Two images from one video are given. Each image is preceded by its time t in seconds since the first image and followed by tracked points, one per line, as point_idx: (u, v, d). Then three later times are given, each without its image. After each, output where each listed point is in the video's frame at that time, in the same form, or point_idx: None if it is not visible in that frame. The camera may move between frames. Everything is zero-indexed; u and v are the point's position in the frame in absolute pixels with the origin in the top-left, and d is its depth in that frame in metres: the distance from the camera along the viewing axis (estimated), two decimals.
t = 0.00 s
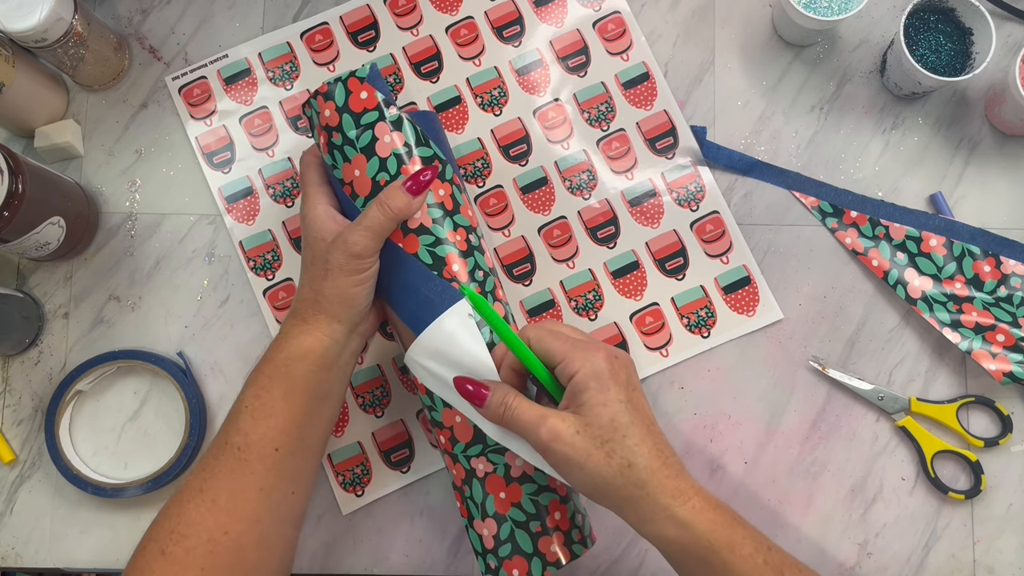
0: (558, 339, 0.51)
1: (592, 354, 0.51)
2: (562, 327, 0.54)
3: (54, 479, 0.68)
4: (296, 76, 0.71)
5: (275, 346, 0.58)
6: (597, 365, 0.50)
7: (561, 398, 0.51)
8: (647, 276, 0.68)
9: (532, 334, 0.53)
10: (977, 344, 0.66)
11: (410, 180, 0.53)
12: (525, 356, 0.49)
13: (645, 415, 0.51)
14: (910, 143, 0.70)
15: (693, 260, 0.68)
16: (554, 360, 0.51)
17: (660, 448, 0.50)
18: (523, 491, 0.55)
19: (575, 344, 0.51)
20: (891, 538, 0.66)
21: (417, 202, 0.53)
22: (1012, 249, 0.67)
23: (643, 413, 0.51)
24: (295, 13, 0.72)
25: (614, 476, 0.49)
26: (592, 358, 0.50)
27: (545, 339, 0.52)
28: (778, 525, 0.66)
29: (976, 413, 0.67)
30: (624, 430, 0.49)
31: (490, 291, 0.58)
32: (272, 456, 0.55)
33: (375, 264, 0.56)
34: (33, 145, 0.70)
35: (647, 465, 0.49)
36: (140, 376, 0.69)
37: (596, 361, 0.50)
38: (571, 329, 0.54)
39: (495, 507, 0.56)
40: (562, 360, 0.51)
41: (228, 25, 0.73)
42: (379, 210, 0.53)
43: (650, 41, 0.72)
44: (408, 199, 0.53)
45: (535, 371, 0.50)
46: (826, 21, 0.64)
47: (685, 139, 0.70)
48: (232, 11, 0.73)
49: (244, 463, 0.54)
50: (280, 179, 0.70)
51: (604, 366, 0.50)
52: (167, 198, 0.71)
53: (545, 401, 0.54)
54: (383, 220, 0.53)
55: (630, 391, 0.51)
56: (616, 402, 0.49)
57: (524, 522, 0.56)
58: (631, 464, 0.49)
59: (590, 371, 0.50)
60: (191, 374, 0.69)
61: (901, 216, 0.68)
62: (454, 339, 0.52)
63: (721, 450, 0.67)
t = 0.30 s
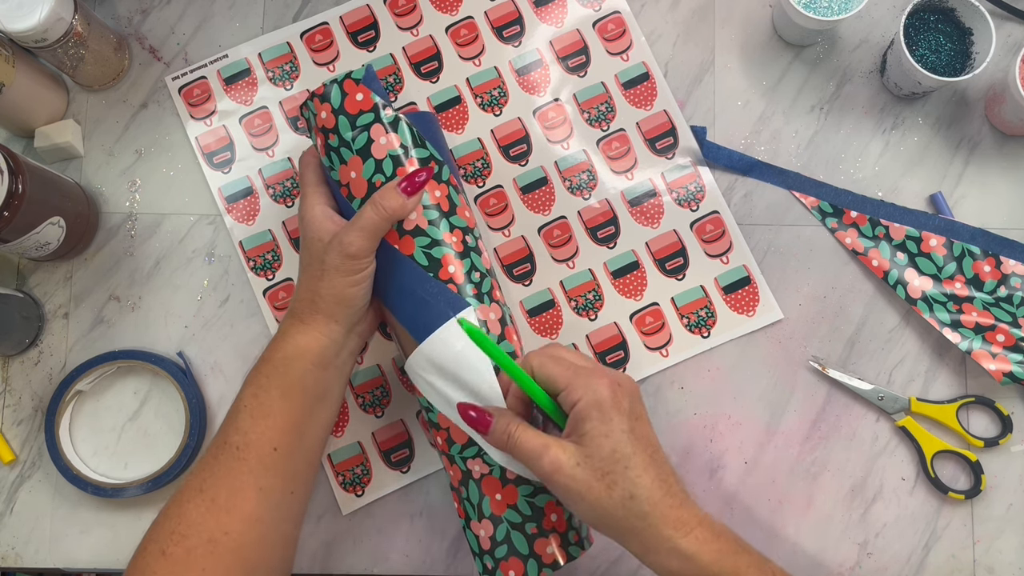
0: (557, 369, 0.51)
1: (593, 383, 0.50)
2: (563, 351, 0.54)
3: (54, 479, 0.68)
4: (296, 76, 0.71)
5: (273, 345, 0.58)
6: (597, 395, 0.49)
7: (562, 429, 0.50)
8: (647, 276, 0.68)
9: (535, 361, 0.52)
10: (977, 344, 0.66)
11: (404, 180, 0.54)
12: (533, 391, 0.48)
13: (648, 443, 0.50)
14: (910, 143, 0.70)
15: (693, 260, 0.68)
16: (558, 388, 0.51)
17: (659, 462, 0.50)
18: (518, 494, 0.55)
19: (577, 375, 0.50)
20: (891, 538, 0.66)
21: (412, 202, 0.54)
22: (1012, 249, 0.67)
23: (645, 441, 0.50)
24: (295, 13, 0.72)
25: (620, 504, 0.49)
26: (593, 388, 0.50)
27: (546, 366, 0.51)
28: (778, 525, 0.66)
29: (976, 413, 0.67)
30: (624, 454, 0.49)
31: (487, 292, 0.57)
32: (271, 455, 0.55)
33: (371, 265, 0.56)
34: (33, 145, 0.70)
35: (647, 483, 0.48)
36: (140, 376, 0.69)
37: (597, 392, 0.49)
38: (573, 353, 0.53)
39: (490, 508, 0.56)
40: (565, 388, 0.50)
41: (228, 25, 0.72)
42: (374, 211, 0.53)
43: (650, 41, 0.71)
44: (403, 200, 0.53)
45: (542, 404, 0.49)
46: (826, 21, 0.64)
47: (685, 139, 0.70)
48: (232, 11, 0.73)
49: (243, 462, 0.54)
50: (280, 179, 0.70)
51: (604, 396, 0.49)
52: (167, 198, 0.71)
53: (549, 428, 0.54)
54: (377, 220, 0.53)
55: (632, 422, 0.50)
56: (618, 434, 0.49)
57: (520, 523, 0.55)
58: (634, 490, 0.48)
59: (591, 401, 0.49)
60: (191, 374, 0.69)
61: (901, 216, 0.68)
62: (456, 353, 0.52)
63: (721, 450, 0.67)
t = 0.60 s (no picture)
0: (525, 436, 0.44)
1: (555, 460, 0.44)
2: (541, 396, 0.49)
3: (54, 479, 0.68)
4: (296, 76, 0.71)
5: (272, 343, 0.60)
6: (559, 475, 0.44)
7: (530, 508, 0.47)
8: (647, 276, 0.68)
9: (504, 419, 0.46)
10: (977, 344, 0.66)
11: (393, 178, 0.53)
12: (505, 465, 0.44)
13: (620, 526, 0.44)
14: (910, 143, 0.70)
15: (693, 260, 0.68)
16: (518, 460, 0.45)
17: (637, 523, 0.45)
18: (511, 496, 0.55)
19: (541, 449, 0.44)
20: (891, 538, 0.66)
21: (398, 202, 0.53)
22: (1012, 249, 0.67)
23: (618, 525, 0.44)
24: (295, 13, 0.72)
25: None
26: (554, 471, 0.44)
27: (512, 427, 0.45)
28: (778, 525, 0.66)
29: (976, 413, 0.67)
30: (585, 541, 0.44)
31: (481, 291, 0.56)
32: (271, 451, 0.56)
33: (362, 264, 0.56)
34: (33, 145, 0.70)
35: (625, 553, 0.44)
36: (140, 376, 0.69)
37: (559, 474, 0.44)
38: (557, 410, 0.47)
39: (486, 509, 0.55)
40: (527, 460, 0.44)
41: (228, 25, 0.72)
42: (360, 210, 0.53)
43: (650, 41, 0.71)
44: (388, 198, 0.53)
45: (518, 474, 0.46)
46: (826, 21, 0.64)
47: (685, 139, 0.70)
48: (232, 11, 0.73)
49: (244, 459, 0.55)
50: (280, 179, 0.70)
51: (566, 484, 0.44)
52: (167, 198, 0.71)
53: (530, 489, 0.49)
54: (364, 220, 0.53)
55: (600, 503, 0.44)
56: (580, 522, 0.44)
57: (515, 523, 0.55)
58: None
59: (551, 484, 0.44)
60: (191, 374, 0.69)
61: (901, 216, 0.68)
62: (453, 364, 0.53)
63: (721, 450, 0.67)
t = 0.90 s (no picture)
0: (517, 467, 0.43)
1: (545, 497, 0.43)
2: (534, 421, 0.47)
3: (54, 479, 0.68)
4: (296, 76, 0.71)
5: (275, 340, 0.61)
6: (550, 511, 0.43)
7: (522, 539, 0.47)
8: (647, 275, 0.68)
9: (501, 446, 0.45)
10: (977, 344, 0.66)
11: (378, 172, 0.52)
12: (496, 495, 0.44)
13: (612, 558, 0.44)
14: (910, 143, 0.70)
15: (693, 260, 0.68)
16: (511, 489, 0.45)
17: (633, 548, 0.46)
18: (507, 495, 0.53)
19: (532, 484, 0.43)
20: (891, 538, 0.66)
21: (381, 197, 0.52)
22: (1012, 249, 0.67)
23: (611, 557, 0.44)
24: (295, 14, 0.72)
25: None
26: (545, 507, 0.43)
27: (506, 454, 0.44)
28: (778, 525, 0.66)
29: (976, 413, 0.67)
30: None
31: (473, 283, 0.54)
32: (276, 444, 0.57)
33: (356, 262, 0.56)
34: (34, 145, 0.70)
35: None
36: (140, 376, 0.69)
37: (548, 510, 0.43)
38: (551, 440, 0.45)
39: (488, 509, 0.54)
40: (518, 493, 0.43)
41: (228, 25, 0.72)
42: (344, 211, 0.52)
43: (650, 41, 0.71)
44: (371, 195, 0.52)
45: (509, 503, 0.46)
46: (826, 21, 0.64)
47: (685, 139, 0.70)
48: (232, 11, 0.73)
49: (249, 451, 0.56)
50: (280, 179, 0.70)
51: (556, 520, 0.43)
52: (167, 198, 0.71)
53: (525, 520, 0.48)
54: (350, 220, 0.52)
55: (591, 539, 0.44)
56: (572, 557, 0.44)
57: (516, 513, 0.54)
58: None
59: (541, 519, 0.43)
60: (191, 374, 0.69)
61: (901, 216, 0.68)
62: (457, 361, 0.52)
63: (721, 450, 0.67)
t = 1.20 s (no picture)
0: (523, 472, 0.43)
1: (553, 498, 0.42)
2: (539, 430, 0.48)
3: (54, 479, 0.68)
4: (296, 76, 0.71)
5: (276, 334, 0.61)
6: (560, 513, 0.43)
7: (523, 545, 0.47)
8: (647, 275, 0.68)
9: (506, 452, 0.45)
10: (977, 344, 0.66)
11: (377, 167, 0.53)
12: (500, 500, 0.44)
13: (620, 558, 0.44)
14: (910, 143, 0.70)
15: (693, 260, 0.68)
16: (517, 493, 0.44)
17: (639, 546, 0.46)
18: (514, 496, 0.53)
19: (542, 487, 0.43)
20: (891, 538, 0.66)
21: (378, 193, 0.53)
22: (1012, 249, 0.67)
23: (618, 557, 0.44)
24: (295, 14, 0.72)
25: None
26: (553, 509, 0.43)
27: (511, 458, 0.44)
28: (778, 524, 0.66)
29: (976, 413, 0.67)
30: None
31: (470, 282, 0.54)
32: (277, 437, 0.57)
33: (353, 258, 0.57)
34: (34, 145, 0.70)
35: None
36: (140, 376, 0.69)
37: (556, 512, 0.43)
38: (556, 444, 0.46)
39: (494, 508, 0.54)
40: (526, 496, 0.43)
41: (228, 25, 0.73)
42: (342, 208, 0.53)
43: (650, 41, 0.71)
44: (368, 190, 0.53)
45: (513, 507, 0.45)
46: (826, 21, 0.64)
47: (685, 139, 0.70)
48: (232, 11, 0.73)
49: (252, 443, 0.56)
50: (280, 179, 0.70)
51: (565, 522, 0.43)
52: (167, 198, 0.71)
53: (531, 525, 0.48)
54: (347, 217, 0.53)
55: (599, 539, 0.44)
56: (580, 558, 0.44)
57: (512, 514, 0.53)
58: None
59: (549, 522, 0.43)
60: (191, 374, 0.69)
61: (901, 216, 0.68)
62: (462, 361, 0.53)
63: (721, 450, 0.67)
